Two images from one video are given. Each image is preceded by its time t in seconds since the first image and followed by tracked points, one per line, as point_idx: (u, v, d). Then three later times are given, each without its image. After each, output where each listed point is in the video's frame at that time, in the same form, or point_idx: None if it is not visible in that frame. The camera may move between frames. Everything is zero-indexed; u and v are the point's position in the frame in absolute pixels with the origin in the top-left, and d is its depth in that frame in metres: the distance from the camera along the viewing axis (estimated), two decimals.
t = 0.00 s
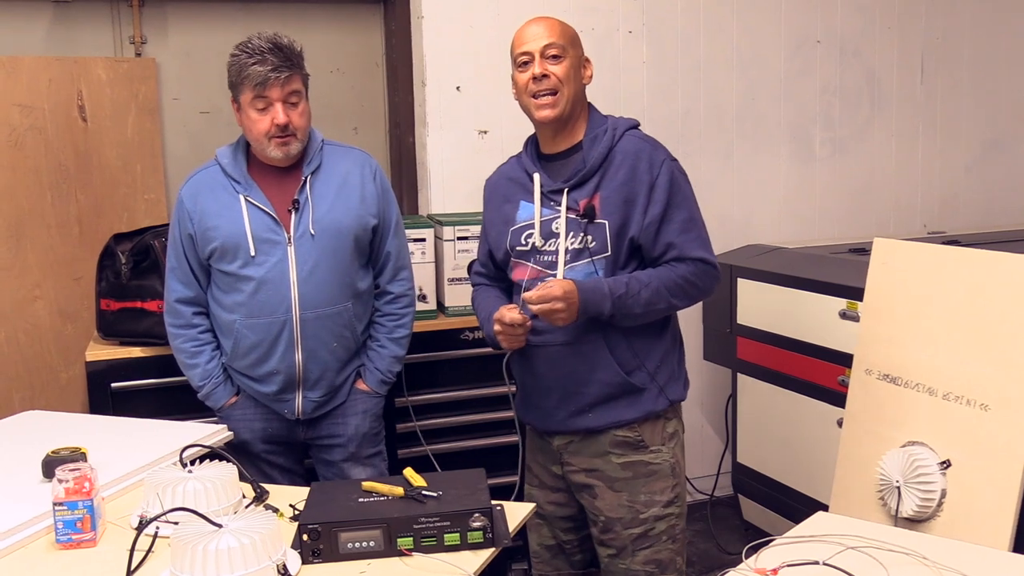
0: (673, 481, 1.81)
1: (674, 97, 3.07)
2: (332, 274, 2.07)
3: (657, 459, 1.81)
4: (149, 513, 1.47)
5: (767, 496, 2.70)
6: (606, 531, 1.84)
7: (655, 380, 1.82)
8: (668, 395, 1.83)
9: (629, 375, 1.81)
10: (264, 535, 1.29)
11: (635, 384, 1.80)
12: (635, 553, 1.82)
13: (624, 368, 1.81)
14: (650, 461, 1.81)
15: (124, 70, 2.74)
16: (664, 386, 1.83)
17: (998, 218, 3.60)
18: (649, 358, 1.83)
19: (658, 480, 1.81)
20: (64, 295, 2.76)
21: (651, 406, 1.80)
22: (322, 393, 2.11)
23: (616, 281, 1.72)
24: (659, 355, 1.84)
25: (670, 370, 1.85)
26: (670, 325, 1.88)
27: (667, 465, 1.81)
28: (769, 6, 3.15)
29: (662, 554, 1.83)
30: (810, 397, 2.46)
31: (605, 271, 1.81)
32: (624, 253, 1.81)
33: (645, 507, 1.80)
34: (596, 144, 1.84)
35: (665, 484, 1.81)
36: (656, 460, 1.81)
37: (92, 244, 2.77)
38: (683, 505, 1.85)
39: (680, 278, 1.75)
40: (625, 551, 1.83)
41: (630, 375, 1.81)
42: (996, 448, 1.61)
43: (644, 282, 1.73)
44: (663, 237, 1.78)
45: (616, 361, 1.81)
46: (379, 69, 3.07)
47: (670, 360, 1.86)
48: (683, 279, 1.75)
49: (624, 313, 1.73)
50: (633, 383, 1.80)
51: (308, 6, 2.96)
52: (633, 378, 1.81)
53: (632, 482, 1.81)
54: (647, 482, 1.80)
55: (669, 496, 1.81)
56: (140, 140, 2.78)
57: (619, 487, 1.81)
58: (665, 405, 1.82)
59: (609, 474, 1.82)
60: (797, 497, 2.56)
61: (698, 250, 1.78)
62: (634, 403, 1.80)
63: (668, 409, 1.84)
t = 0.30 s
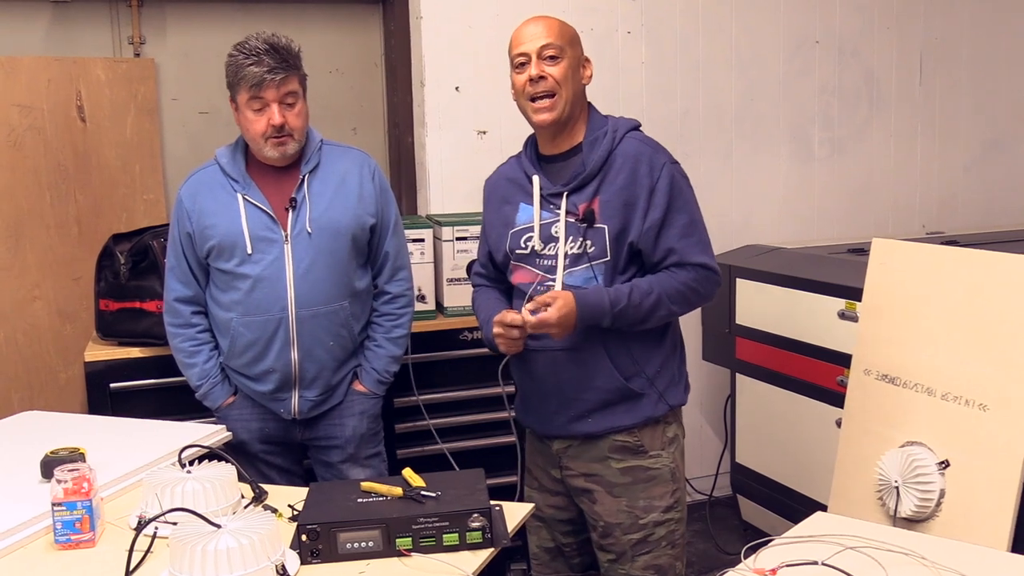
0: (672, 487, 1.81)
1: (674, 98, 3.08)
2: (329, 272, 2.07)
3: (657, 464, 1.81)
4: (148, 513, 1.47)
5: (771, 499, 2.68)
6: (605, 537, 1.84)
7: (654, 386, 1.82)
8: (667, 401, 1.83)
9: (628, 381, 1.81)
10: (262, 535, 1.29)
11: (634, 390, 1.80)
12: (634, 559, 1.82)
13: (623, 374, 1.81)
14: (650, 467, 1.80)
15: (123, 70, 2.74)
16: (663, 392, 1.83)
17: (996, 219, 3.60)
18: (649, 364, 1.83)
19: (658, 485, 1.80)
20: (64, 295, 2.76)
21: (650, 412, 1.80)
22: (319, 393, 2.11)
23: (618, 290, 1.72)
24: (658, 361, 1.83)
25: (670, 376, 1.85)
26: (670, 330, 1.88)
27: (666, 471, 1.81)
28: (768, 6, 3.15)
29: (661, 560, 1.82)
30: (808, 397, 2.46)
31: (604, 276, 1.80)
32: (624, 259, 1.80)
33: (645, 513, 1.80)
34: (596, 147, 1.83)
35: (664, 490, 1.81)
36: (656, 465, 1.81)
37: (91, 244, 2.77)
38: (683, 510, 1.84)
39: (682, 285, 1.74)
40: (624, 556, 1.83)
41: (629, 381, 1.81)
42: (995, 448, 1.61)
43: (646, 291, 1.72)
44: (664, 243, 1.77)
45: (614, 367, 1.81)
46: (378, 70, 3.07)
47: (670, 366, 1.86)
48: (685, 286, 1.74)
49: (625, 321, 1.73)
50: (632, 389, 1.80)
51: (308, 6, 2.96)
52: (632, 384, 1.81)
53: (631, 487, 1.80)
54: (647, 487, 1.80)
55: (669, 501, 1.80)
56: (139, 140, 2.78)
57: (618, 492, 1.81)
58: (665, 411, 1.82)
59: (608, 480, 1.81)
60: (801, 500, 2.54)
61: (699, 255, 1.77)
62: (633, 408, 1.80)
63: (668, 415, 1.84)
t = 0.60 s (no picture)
0: (666, 494, 1.81)
1: (674, 98, 3.08)
2: (329, 273, 2.07)
3: (650, 471, 1.81)
4: (148, 514, 1.47)
5: (772, 500, 2.67)
6: (597, 542, 1.84)
7: (650, 394, 1.82)
8: (663, 408, 1.82)
9: (624, 387, 1.81)
10: (262, 535, 1.29)
11: (629, 397, 1.80)
12: (625, 565, 1.82)
13: (619, 380, 1.81)
14: (643, 473, 1.80)
15: (123, 70, 2.74)
16: (659, 399, 1.82)
17: (996, 219, 3.60)
18: (645, 371, 1.82)
19: (651, 492, 1.80)
20: (63, 296, 2.76)
21: (645, 418, 1.80)
22: (318, 393, 2.11)
23: (617, 299, 1.71)
24: (655, 368, 1.83)
25: (667, 384, 1.84)
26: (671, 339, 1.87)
27: (660, 478, 1.81)
28: (768, 6, 3.15)
29: (653, 567, 1.82)
30: (808, 398, 2.46)
31: (602, 281, 1.79)
32: (624, 264, 1.79)
33: (637, 520, 1.80)
34: (600, 150, 1.82)
35: (657, 497, 1.80)
36: (650, 472, 1.81)
37: (91, 244, 2.77)
38: (677, 518, 1.84)
39: (683, 294, 1.73)
40: (616, 562, 1.82)
41: (624, 387, 1.81)
42: (995, 448, 1.61)
43: (646, 299, 1.71)
44: (664, 251, 1.76)
45: (610, 373, 1.81)
46: (378, 70, 3.07)
47: (667, 373, 1.85)
48: (686, 295, 1.73)
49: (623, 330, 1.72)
50: (628, 396, 1.80)
51: (307, 6, 2.96)
52: (628, 390, 1.81)
53: (624, 493, 1.80)
54: (640, 494, 1.80)
55: (662, 509, 1.80)
56: (139, 140, 2.78)
57: (611, 498, 1.81)
58: (660, 418, 1.82)
59: (601, 485, 1.81)
60: (802, 500, 2.53)
61: (700, 265, 1.76)
62: (627, 415, 1.80)
63: (664, 421, 1.84)
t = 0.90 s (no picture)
0: (654, 502, 1.80)
1: (674, 98, 3.08)
2: (330, 274, 2.07)
3: (639, 478, 1.80)
4: (148, 514, 1.47)
5: (772, 500, 2.67)
6: (584, 544, 1.85)
7: (642, 402, 1.80)
8: (655, 416, 1.81)
9: (614, 395, 1.78)
10: (263, 536, 1.29)
11: (619, 404, 1.78)
12: (610, 569, 1.82)
13: (610, 388, 1.79)
14: (632, 480, 1.80)
15: (123, 70, 2.74)
16: (652, 408, 1.80)
17: (997, 219, 3.60)
18: (638, 378, 1.79)
19: (639, 499, 1.80)
20: (63, 296, 2.76)
21: (635, 426, 1.79)
22: (319, 393, 2.11)
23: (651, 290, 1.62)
24: (648, 377, 1.80)
25: (661, 393, 1.82)
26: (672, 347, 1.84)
27: (649, 485, 1.80)
28: (768, 6, 3.15)
29: (638, 572, 1.82)
30: (808, 398, 2.46)
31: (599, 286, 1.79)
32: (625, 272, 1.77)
33: (623, 525, 1.80)
34: (609, 154, 1.80)
35: (645, 504, 1.80)
36: (638, 479, 1.80)
37: (91, 244, 2.78)
38: (666, 525, 1.83)
39: (699, 296, 1.69)
40: (601, 565, 1.83)
41: (615, 395, 1.78)
42: (995, 449, 1.61)
43: (673, 296, 1.65)
44: (671, 258, 1.72)
45: (601, 380, 1.78)
46: (378, 70, 3.07)
47: (662, 382, 1.82)
48: (702, 297, 1.69)
49: (654, 323, 1.64)
50: (618, 403, 1.78)
51: (307, 7, 2.96)
52: (618, 398, 1.78)
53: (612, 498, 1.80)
54: (627, 500, 1.80)
55: (649, 516, 1.79)
56: (140, 141, 2.78)
57: (599, 502, 1.81)
58: (651, 426, 1.80)
59: (590, 488, 1.82)
60: (802, 500, 2.53)
61: (709, 272, 1.74)
62: (617, 422, 1.79)
63: (656, 429, 1.82)
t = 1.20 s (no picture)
0: (654, 504, 1.80)
1: (673, 98, 3.08)
2: (331, 273, 2.07)
3: (639, 480, 1.80)
4: (147, 514, 1.46)
5: (772, 501, 2.67)
6: (584, 544, 1.85)
7: (642, 404, 1.79)
8: (655, 419, 1.80)
9: (613, 397, 1.78)
10: (262, 536, 1.29)
11: (619, 406, 1.78)
12: (609, 570, 1.82)
13: (609, 390, 1.78)
14: (632, 481, 1.80)
15: (122, 70, 2.74)
16: (652, 410, 1.80)
17: (996, 219, 3.60)
18: (637, 381, 1.79)
19: (638, 500, 1.79)
20: (62, 297, 2.76)
21: (634, 429, 1.79)
22: (320, 393, 2.12)
23: (646, 302, 1.62)
24: (647, 380, 1.79)
25: (662, 396, 1.81)
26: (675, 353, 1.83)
27: (649, 487, 1.80)
28: (768, 6, 3.15)
29: (636, 573, 1.82)
30: (807, 399, 2.46)
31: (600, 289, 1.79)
32: (626, 277, 1.76)
33: (622, 526, 1.80)
34: (614, 155, 1.79)
35: (644, 506, 1.79)
36: (638, 481, 1.80)
37: (90, 245, 2.77)
38: (666, 527, 1.82)
39: (694, 308, 1.67)
40: (600, 566, 1.83)
41: (614, 397, 1.78)
42: (995, 449, 1.61)
43: (670, 307, 1.64)
44: (672, 265, 1.71)
45: (600, 381, 1.78)
46: (378, 71, 3.07)
47: (663, 385, 1.82)
48: (697, 310, 1.67)
49: (648, 333, 1.63)
50: (618, 405, 1.78)
51: (307, 7, 2.96)
52: (617, 400, 1.78)
53: (612, 500, 1.80)
54: (626, 502, 1.80)
55: (648, 517, 1.79)
56: (139, 141, 2.78)
57: (599, 503, 1.81)
58: (651, 429, 1.80)
59: (590, 489, 1.82)
60: (802, 501, 2.53)
61: (710, 282, 1.72)
62: (617, 424, 1.79)
63: (656, 432, 1.81)
